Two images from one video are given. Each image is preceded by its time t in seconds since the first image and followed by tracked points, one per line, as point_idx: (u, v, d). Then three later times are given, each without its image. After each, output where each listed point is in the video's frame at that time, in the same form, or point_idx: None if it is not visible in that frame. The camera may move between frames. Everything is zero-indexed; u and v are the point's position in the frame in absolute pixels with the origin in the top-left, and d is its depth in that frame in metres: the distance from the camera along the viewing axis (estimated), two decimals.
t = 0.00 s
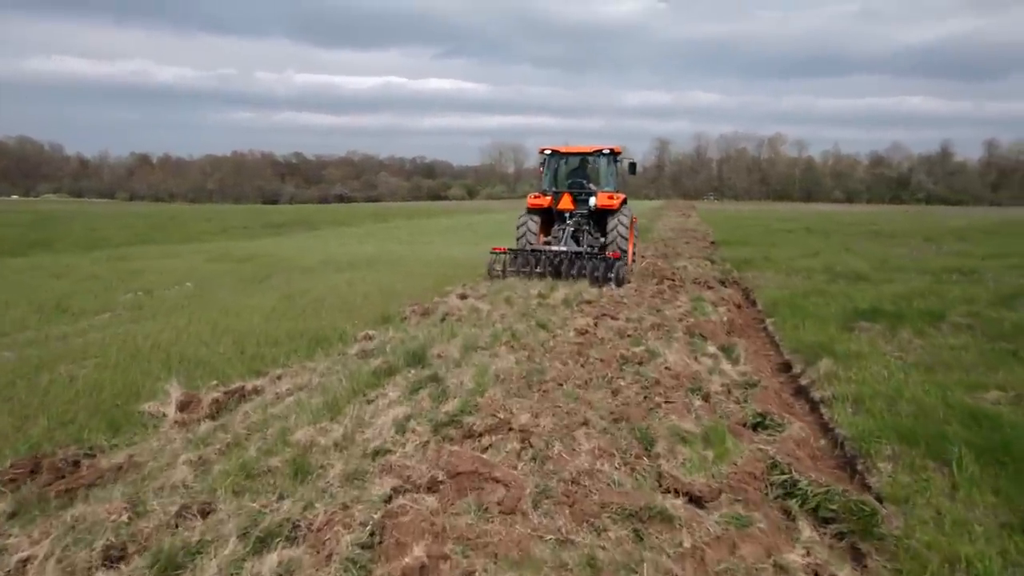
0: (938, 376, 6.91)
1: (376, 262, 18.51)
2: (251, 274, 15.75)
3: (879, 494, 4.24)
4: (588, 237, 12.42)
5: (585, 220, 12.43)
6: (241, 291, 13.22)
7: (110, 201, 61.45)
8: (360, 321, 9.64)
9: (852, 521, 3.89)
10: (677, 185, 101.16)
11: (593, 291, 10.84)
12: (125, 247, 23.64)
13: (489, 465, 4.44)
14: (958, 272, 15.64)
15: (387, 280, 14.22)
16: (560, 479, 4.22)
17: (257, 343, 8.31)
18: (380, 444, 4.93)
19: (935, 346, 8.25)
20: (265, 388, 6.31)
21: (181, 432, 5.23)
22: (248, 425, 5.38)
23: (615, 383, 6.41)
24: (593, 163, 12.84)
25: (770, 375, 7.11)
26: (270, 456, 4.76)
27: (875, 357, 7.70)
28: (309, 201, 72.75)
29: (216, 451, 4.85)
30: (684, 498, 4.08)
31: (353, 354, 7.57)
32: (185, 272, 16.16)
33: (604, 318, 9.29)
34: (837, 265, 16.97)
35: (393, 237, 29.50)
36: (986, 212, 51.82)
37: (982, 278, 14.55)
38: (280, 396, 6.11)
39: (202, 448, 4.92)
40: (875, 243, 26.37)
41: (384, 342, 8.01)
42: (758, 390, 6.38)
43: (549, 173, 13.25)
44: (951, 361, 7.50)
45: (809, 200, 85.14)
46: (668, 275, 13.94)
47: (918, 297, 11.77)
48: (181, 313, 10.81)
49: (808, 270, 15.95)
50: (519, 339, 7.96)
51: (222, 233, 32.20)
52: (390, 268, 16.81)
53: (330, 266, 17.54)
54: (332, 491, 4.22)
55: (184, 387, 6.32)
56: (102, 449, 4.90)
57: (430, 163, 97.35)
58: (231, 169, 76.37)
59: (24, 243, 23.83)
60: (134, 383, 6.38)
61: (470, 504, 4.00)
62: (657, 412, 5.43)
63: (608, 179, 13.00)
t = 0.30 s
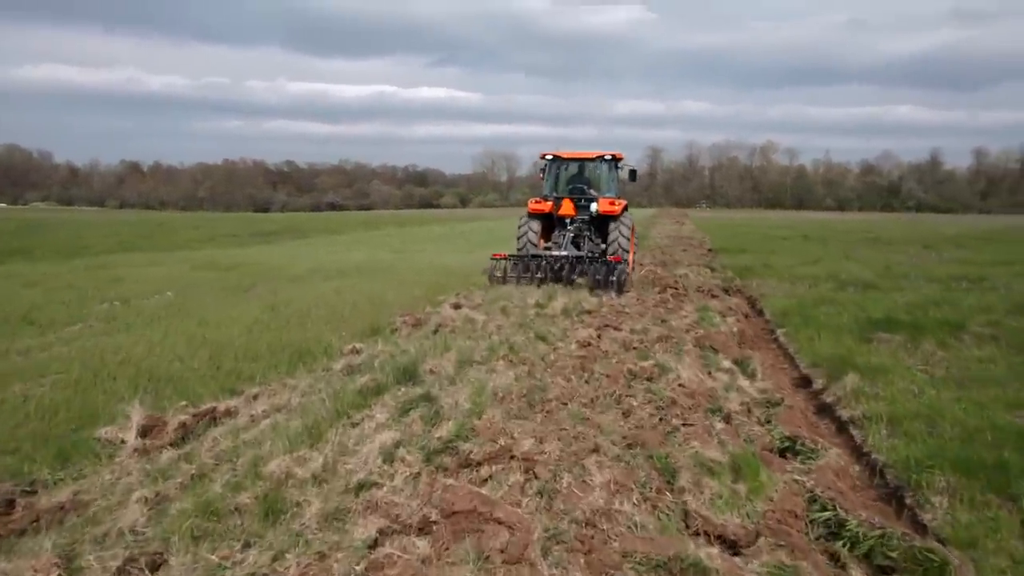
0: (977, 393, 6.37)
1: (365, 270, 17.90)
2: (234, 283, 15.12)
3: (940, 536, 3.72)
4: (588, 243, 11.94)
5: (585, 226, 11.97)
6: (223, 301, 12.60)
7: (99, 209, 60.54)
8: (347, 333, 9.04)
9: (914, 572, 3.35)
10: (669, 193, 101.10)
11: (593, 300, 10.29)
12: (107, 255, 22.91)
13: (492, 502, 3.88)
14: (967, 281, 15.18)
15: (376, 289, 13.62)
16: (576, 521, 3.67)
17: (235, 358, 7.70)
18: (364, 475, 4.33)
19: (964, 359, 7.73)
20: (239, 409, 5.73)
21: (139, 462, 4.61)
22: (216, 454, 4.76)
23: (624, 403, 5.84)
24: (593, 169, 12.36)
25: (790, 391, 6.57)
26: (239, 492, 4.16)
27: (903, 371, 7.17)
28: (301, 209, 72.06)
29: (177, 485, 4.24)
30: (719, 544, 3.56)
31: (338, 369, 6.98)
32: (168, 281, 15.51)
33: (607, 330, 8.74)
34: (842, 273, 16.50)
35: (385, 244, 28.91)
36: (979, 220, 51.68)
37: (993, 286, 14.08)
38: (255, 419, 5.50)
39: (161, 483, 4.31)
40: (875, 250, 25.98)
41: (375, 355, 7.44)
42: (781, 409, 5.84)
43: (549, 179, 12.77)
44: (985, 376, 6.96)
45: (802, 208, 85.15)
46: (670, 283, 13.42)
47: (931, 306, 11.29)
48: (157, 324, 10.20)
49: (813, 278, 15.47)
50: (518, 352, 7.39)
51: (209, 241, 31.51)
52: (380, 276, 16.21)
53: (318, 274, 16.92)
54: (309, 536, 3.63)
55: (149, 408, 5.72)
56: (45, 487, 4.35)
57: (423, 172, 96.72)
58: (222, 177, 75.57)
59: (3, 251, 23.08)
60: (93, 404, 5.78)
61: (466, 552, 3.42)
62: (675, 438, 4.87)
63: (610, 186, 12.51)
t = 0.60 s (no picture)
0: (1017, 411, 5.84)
1: (354, 278, 17.30)
2: (217, 292, 14.50)
3: None
4: (587, 249, 11.43)
5: (584, 232, 11.45)
6: (204, 310, 11.98)
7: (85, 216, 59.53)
8: (332, 346, 8.45)
9: None
10: (662, 200, 100.94)
11: (592, 308, 9.74)
12: (89, 262, 22.22)
13: (495, 550, 3.34)
14: (975, 288, 14.72)
15: (365, 297, 13.02)
16: None
17: (209, 373, 7.10)
18: (345, 514, 3.78)
19: (993, 371, 7.21)
20: (210, 431, 5.15)
21: (85, 499, 4.05)
22: (175, 487, 4.19)
23: (635, 424, 5.29)
24: (592, 174, 11.88)
25: (813, 409, 6.03)
26: (196, 539, 3.63)
27: (931, 386, 6.64)
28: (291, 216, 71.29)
29: (124, 530, 3.72)
30: None
31: (320, 387, 6.39)
32: (147, 290, 14.87)
33: (610, 341, 8.20)
34: (846, 280, 16.02)
35: (376, 251, 28.31)
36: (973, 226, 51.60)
37: (1004, 293, 13.61)
38: (225, 445, 4.91)
39: (106, 527, 3.77)
40: (874, 257, 25.60)
41: (362, 370, 6.88)
42: (809, 430, 5.30)
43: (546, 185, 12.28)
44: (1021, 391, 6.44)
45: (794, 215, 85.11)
46: (671, 291, 12.89)
47: (945, 314, 10.79)
48: (131, 335, 9.58)
49: (817, 285, 14.99)
50: (516, 366, 6.82)
51: (196, 249, 30.79)
52: (370, 284, 15.59)
53: (304, 282, 16.32)
54: None
55: (106, 432, 5.13)
56: None
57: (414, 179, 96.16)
58: (211, 184, 74.70)
59: None
60: (44, 427, 5.19)
61: None
62: (698, 469, 4.34)
63: (609, 192, 12.02)
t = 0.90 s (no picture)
0: None
1: (339, 285, 16.66)
2: (195, 300, 13.82)
3: None
4: (583, 253, 10.95)
5: (581, 236, 10.95)
6: (179, 320, 11.32)
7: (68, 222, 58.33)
8: (314, 358, 7.85)
9: None
10: (652, 206, 100.93)
11: (590, 316, 9.20)
12: (64, 269, 21.42)
13: None
14: (978, 294, 14.36)
15: (351, 305, 12.43)
16: None
17: (177, 390, 6.49)
18: (318, 565, 3.22)
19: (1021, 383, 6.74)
20: (168, 459, 4.56)
21: (9, 547, 3.50)
22: (119, 531, 3.62)
23: (647, 448, 4.75)
24: (588, 178, 11.40)
25: (837, 428, 5.51)
26: None
27: (960, 400, 6.15)
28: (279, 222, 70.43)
29: None
30: None
31: (297, 405, 5.81)
32: (121, 297, 14.15)
33: (611, 351, 7.66)
34: (846, 286, 15.63)
35: (364, 257, 27.67)
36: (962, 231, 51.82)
37: (1009, 299, 13.26)
38: (185, 475, 4.32)
39: None
40: (868, 262, 25.34)
41: (344, 385, 6.30)
42: (839, 453, 4.78)
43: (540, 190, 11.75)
44: None
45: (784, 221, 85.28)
46: (670, 298, 12.40)
47: (956, 321, 10.37)
48: (96, 347, 8.92)
49: (817, 291, 14.57)
50: (512, 381, 6.26)
51: (179, 255, 29.98)
52: (357, 291, 14.97)
53: (288, 289, 15.67)
54: None
55: (49, 462, 4.53)
56: None
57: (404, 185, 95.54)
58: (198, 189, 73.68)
59: None
60: None
61: None
62: (724, 506, 3.80)
63: (605, 197, 11.56)
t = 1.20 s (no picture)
0: None
1: (325, 291, 16.05)
2: (172, 307, 13.18)
3: None
4: (579, 259, 10.44)
5: (576, 241, 10.46)
6: (153, 328, 10.71)
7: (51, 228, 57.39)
8: (292, 370, 7.27)
9: None
10: (642, 211, 100.83)
11: (587, 324, 8.67)
12: (40, 275, 20.70)
13: None
14: (983, 299, 13.95)
15: (335, 312, 11.85)
16: None
17: (138, 407, 5.91)
18: None
19: None
20: (115, 492, 4.01)
21: None
22: None
23: (659, 474, 4.22)
24: (584, 183, 10.91)
25: (865, 449, 4.99)
26: None
27: (993, 416, 5.66)
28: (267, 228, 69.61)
29: None
30: None
31: (269, 426, 5.24)
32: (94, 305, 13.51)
33: (612, 362, 7.14)
34: (846, 291, 15.20)
35: (352, 262, 27.08)
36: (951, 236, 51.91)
37: (1016, 305, 12.85)
38: (133, 513, 3.76)
39: None
40: (864, 267, 25.00)
41: (322, 402, 5.74)
42: (875, 480, 4.27)
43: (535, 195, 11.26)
44: None
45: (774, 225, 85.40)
46: (668, 304, 11.90)
47: (967, 328, 9.92)
48: (58, 359, 8.32)
49: (818, 297, 14.12)
50: (506, 396, 5.71)
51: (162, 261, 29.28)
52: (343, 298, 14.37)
53: (271, 295, 15.07)
54: None
55: None
56: None
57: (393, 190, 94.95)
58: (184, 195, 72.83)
59: None
60: None
61: None
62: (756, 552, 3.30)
63: (601, 202, 11.07)
